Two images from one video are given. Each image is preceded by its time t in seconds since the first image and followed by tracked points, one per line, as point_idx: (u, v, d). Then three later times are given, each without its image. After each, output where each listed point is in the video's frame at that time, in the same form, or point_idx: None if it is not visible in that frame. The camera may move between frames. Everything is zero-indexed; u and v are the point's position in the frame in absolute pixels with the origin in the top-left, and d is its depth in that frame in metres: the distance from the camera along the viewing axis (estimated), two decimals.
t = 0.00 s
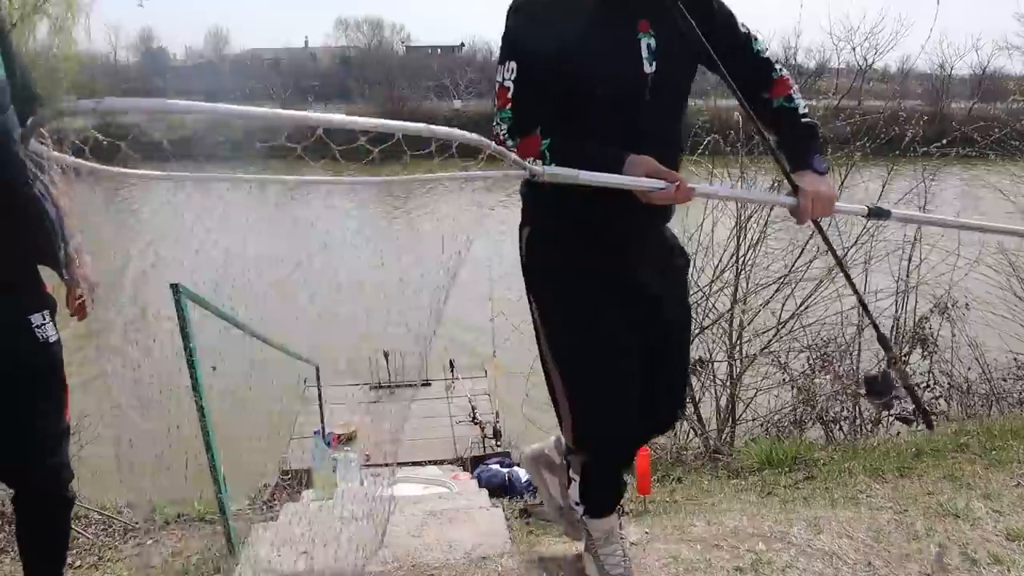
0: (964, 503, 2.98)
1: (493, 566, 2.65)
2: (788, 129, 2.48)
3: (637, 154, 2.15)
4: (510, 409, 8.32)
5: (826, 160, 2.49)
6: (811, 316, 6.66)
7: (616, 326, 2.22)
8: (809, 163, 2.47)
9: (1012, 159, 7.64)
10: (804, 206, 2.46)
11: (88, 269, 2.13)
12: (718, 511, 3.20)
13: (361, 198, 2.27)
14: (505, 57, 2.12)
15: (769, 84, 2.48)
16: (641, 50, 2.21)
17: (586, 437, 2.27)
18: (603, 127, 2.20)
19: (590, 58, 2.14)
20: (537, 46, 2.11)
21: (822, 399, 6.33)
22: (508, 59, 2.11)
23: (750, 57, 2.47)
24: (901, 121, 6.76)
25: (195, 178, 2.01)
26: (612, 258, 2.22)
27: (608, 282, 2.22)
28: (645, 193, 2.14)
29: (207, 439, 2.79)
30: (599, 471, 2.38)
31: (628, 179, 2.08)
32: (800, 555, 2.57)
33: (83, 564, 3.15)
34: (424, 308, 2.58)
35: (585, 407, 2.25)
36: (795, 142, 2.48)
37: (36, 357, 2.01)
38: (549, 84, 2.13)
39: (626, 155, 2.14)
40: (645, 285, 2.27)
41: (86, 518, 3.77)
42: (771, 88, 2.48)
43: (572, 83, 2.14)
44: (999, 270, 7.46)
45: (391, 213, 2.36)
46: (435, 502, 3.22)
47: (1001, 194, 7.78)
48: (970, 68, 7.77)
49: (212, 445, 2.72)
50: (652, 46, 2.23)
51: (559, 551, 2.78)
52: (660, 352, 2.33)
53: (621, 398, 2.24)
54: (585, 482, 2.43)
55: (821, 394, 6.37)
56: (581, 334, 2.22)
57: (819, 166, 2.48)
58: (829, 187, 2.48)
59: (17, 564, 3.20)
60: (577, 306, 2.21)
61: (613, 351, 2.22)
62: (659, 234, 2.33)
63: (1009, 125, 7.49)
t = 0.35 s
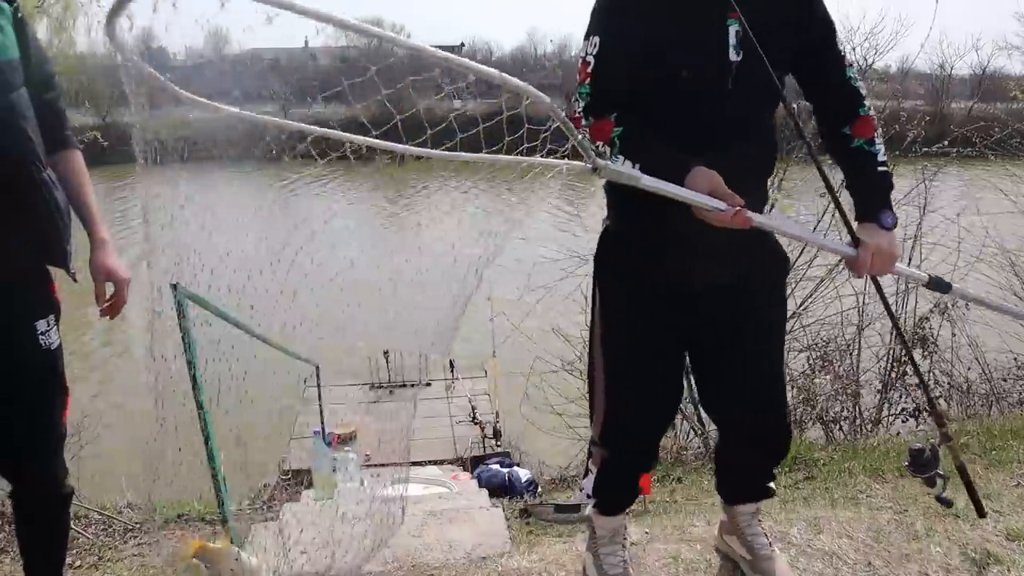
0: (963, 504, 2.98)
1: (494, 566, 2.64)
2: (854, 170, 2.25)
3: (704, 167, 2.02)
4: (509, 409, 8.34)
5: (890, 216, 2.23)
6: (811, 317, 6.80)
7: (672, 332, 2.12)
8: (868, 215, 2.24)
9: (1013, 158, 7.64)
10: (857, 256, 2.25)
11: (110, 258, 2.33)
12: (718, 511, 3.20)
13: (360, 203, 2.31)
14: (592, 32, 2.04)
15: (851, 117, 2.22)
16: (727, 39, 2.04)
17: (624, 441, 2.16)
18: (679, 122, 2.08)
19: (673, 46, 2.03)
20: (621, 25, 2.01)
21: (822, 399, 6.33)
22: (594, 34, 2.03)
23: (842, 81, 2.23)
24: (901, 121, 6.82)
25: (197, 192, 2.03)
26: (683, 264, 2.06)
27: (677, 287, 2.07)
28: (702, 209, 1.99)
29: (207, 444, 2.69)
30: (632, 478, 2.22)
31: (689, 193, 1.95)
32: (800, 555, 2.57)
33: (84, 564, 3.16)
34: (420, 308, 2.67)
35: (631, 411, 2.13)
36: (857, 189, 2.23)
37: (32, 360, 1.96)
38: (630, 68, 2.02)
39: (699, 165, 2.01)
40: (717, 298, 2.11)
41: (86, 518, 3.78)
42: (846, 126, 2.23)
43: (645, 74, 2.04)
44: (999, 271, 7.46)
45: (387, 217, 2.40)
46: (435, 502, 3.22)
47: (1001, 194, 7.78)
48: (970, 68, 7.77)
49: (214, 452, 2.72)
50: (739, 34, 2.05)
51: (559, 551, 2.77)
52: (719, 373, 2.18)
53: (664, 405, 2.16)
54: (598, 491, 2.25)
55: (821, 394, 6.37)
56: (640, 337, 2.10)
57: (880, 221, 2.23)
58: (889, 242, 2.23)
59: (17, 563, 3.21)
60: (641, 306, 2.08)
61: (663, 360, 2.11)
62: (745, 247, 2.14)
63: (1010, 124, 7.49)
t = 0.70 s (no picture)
0: (963, 504, 2.98)
1: (493, 566, 2.63)
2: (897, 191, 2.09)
3: (740, 167, 1.85)
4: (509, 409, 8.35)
5: (909, 245, 2.07)
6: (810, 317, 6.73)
7: (709, 335, 1.99)
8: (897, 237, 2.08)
9: (1013, 159, 7.63)
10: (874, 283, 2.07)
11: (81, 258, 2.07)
12: (717, 511, 3.21)
13: (356, 206, 2.36)
14: (670, 13, 1.88)
15: (906, 133, 2.08)
16: (808, 31, 1.89)
17: (647, 435, 2.10)
18: (744, 114, 1.93)
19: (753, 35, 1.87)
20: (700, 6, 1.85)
21: (822, 399, 6.35)
22: (673, 16, 1.87)
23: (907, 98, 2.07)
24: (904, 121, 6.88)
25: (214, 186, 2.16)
26: (720, 266, 1.92)
27: (716, 289, 1.94)
28: (730, 211, 1.81)
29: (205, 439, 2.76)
30: (653, 475, 2.15)
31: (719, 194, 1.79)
32: (800, 555, 2.57)
33: (82, 564, 3.15)
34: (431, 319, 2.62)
35: (656, 406, 2.06)
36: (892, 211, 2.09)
37: None
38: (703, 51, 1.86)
39: (734, 166, 1.84)
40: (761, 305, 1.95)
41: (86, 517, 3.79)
42: (897, 142, 2.09)
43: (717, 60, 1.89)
44: (999, 271, 7.46)
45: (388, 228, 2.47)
46: (435, 502, 3.21)
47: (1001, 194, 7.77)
48: (970, 68, 7.76)
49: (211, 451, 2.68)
50: (824, 29, 1.90)
51: (559, 551, 2.76)
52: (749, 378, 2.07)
53: (692, 408, 2.05)
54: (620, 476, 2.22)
55: (820, 394, 6.40)
56: (672, 331, 2.01)
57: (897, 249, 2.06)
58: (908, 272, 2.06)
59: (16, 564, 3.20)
60: (675, 299, 1.98)
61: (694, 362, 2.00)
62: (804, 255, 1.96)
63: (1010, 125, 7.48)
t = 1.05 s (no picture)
0: (964, 504, 2.98)
1: (493, 566, 2.63)
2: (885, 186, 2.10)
3: (748, 170, 1.84)
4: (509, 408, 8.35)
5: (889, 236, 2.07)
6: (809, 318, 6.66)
7: (725, 340, 1.97)
8: (875, 229, 2.07)
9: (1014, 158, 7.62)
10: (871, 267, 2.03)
11: None
12: (718, 512, 3.21)
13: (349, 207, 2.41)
14: (690, 12, 1.91)
15: (905, 131, 2.08)
16: (829, 26, 1.85)
17: (658, 438, 2.09)
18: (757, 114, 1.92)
19: (770, 33, 1.87)
20: (716, 6, 1.86)
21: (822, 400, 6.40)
22: (691, 15, 1.90)
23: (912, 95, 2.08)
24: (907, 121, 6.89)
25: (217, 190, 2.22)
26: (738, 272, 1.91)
27: (734, 294, 1.92)
28: (735, 211, 1.80)
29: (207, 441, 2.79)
30: (662, 478, 2.15)
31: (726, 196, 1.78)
32: (800, 555, 2.57)
33: (83, 564, 3.16)
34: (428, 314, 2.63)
35: (669, 409, 2.05)
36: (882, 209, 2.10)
37: None
38: (719, 51, 1.87)
39: (741, 171, 1.82)
40: (777, 312, 1.95)
41: (86, 517, 3.79)
42: (890, 139, 2.09)
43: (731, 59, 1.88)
44: (999, 271, 7.46)
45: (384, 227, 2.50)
46: (434, 502, 3.20)
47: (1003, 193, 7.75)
48: (971, 67, 7.75)
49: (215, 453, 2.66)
50: (843, 26, 1.86)
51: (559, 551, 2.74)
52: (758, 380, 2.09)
53: (705, 412, 2.04)
54: (626, 476, 2.21)
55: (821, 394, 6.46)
56: (689, 334, 1.99)
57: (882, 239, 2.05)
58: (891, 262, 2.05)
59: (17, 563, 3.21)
60: (693, 301, 1.97)
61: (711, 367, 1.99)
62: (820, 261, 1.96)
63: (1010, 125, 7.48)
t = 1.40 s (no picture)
0: (964, 504, 2.98)
1: (492, 566, 2.62)
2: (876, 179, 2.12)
3: (740, 180, 1.83)
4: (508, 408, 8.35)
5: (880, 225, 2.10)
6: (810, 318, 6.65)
7: (726, 339, 1.96)
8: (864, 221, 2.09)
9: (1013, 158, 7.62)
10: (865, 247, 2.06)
11: None
12: (718, 512, 3.21)
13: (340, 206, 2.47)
14: (676, 24, 1.89)
15: (887, 121, 2.12)
16: (816, 27, 1.86)
17: (656, 438, 2.09)
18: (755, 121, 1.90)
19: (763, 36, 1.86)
20: (706, 10, 1.83)
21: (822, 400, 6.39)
22: (678, 28, 1.88)
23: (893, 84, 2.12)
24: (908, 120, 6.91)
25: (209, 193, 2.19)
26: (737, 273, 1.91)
27: (732, 295, 1.92)
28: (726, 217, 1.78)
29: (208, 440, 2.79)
30: (660, 478, 2.15)
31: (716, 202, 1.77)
32: (800, 555, 2.57)
33: (83, 564, 3.17)
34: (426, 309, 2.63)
35: (668, 409, 2.05)
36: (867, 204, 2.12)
37: None
38: (713, 58, 1.84)
39: (733, 180, 1.82)
40: (774, 313, 1.95)
41: (86, 517, 3.79)
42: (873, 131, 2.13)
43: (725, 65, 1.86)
44: (999, 271, 7.47)
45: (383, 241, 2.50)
46: (434, 502, 3.18)
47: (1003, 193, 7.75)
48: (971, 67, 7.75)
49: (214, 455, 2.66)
50: (831, 26, 1.87)
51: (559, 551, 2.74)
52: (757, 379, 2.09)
53: (704, 412, 2.03)
54: (625, 476, 2.21)
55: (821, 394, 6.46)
56: (686, 336, 1.99)
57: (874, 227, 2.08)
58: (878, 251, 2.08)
59: (18, 563, 3.22)
60: (691, 302, 1.96)
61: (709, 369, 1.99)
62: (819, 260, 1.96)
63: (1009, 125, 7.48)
